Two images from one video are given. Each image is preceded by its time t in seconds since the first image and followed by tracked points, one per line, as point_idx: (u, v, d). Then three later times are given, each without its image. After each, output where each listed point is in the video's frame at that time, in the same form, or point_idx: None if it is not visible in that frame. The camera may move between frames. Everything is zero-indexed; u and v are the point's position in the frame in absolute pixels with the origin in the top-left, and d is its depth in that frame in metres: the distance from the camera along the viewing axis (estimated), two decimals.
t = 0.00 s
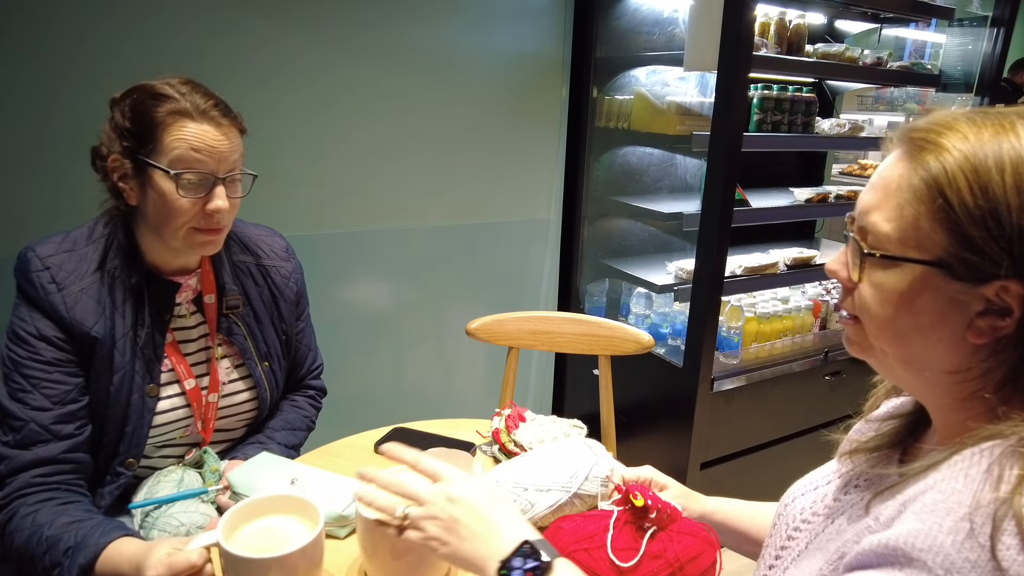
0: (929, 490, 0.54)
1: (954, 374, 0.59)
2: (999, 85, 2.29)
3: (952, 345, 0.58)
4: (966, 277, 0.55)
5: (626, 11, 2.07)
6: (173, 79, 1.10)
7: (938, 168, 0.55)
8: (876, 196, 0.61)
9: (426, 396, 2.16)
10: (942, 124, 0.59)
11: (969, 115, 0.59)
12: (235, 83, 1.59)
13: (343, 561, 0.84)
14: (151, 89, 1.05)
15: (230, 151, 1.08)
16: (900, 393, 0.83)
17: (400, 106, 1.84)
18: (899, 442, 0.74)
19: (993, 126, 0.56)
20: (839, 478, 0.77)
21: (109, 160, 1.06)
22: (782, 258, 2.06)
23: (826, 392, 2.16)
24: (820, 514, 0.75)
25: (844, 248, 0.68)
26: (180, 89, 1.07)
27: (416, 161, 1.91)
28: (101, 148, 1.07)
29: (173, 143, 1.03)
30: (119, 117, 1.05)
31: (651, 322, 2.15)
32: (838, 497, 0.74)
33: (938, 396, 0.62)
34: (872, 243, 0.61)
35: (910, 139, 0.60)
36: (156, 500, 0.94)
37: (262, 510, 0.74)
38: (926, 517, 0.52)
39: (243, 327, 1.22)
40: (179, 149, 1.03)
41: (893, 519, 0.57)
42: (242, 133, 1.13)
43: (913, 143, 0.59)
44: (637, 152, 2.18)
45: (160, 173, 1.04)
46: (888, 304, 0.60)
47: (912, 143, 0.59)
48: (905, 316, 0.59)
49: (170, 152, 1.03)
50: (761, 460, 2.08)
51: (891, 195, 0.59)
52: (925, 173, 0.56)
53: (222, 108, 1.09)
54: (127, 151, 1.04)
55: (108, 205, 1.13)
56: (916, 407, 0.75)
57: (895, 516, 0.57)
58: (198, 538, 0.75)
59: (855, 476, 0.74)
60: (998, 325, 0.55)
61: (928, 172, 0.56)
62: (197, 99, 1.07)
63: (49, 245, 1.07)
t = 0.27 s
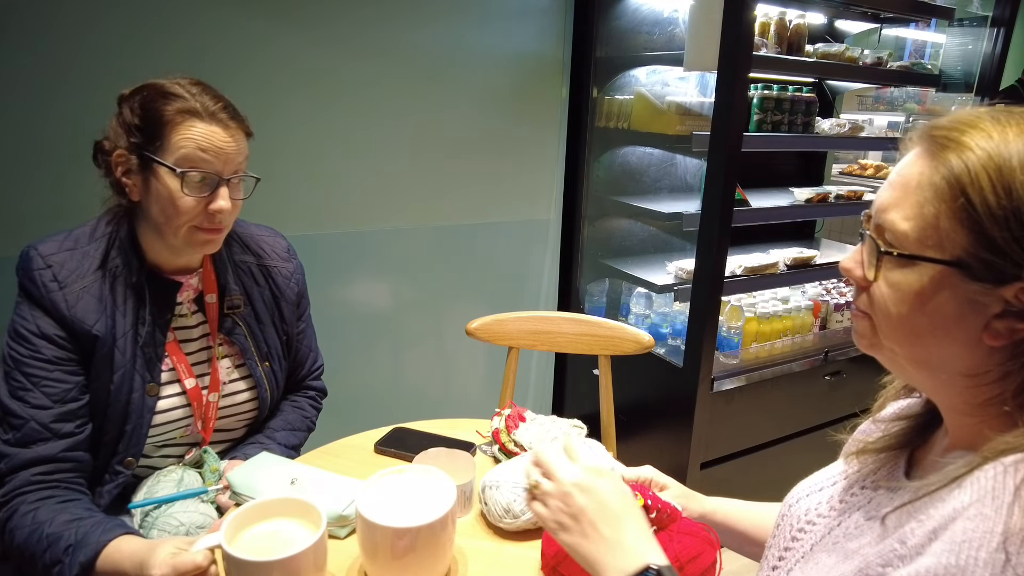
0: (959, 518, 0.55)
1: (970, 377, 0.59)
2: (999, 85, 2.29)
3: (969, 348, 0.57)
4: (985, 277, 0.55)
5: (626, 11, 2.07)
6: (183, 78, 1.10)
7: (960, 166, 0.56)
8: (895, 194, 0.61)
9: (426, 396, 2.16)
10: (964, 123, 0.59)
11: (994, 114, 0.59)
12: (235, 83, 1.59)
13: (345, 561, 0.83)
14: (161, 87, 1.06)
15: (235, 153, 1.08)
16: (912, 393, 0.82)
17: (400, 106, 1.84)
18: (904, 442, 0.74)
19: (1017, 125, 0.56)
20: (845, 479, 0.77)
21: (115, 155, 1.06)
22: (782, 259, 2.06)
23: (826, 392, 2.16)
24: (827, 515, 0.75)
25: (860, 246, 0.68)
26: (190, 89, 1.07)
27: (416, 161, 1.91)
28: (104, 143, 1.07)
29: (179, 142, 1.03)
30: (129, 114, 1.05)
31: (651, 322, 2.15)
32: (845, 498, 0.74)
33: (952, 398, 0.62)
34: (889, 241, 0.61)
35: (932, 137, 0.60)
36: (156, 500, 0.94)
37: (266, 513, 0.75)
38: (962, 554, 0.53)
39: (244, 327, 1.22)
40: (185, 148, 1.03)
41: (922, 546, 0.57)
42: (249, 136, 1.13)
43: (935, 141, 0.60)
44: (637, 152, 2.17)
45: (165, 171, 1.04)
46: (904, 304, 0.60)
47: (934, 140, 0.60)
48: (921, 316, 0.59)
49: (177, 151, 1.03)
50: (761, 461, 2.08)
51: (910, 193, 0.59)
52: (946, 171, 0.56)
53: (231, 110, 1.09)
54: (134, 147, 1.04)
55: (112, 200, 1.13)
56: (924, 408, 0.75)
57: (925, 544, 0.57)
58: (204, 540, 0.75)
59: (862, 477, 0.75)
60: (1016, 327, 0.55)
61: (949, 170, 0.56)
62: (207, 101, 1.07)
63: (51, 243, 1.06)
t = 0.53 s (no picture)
0: (972, 534, 0.55)
1: (980, 382, 0.59)
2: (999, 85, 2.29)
3: (977, 352, 0.57)
4: (991, 282, 0.55)
5: (626, 11, 2.07)
6: (186, 76, 1.11)
7: (961, 170, 0.56)
8: (895, 200, 0.61)
9: (426, 396, 2.16)
10: (963, 125, 0.59)
11: (992, 116, 0.59)
12: (235, 83, 1.59)
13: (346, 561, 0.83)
14: (164, 83, 1.07)
15: (236, 149, 1.09)
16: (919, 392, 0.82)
17: (400, 106, 1.84)
18: (910, 444, 0.74)
19: (1016, 127, 0.56)
20: (850, 480, 0.77)
21: (117, 150, 1.06)
22: (782, 259, 2.06)
23: (826, 392, 2.16)
24: (832, 517, 0.75)
25: (863, 253, 0.68)
26: (194, 86, 1.08)
27: (416, 161, 1.91)
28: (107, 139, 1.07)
29: (181, 137, 1.04)
30: (132, 109, 1.06)
31: (651, 322, 2.15)
32: (849, 499, 0.74)
33: (960, 401, 0.62)
34: (891, 249, 0.61)
35: (930, 141, 0.60)
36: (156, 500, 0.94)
37: (268, 513, 0.75)
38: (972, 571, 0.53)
39: (242, 324, 1.22)
40: (188, 144, 1.04)
41: (932, 557, 0.57)
42: (248, 132, 1.14)
43: (933, 146, 0.60)
44: (637, 152, 2.18)
45: (167, 166, 1.05)
46: (911, 310, 0.60)
47: (931, 146, 0.60)
48: (927, 321, 0.59)
49: (179, 146, 1.04)
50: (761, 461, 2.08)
51: (911, 199, 0.60)
52: (947, 177, 0.57)
53: (232, 107, 1.10)
54: (138, 142, 1.05)
55: (113, 197, 1.14)
56: (930, 411, 0.75)
57: (934, 556, 0.57)
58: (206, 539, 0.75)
59: (866, 479, 0.75)
60: None
61: (950, 175, 0.56)
62: (209, 97, 1.08)
63: (52, 238, 1.07)
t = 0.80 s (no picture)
0: (971, 536, 0.55)
1: (981, 383, 0.59)
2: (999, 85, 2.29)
3: (977, 354, 0.57)
4: (990, 283, 0.55)
5: (626, 11, 2.07)
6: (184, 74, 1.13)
7: (958, 171, 0.56)
8: (895, 203, 0.61)
9: (426, 396, 2.16)
10: (961, 126, 0.59)
11: (988, 116, 0.59)
12: (235, 83, 1.59)
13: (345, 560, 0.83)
14: (161, 81, 1.08)
15: (231, 144, 1.10)
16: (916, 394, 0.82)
17: (400, 106, 1.84)
18: (910, 445, 0.74)
19: (1016, 126, 0.55)
20: (851, 480, 0.77)
21: (116, 145, 1.08)
22: (782, 258, 2.06)
23: (826, 393, 2.15)
24: (832, 517, 0.75)
25: (863, 255, 0.68)
26: (190, 83, 1.10)
27: (416, 162, 1.91)
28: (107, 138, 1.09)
29: (177, 131, 1.05)
30: (130, 106, 1.07)
31: (651, 322, 2.15)
32: (849, 499, 0.74)
33: (961, 403, 0.62)
34: (891, 251, 0.61)
35: (928, 143, 0.60)
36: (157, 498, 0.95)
37: (267, 513, 0.75)
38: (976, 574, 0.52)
39: (238, 320, 1.22)
40: (184, 138, 1.05)
41: (930, 558, 0.57)
42: (244, 128, 1.16)
43: (931, 148, 0.60)
44: (637, 152, 2.18)
45: (163, 159, 1.05)
46: (912, 312, 0.60)
47: (929, 148, 0.60)
48: (927, 323, 0.59)
49: (175, 140, 1.05)
50: (761, 461, 2.08)
51: (910, 201, 0.60)
52: (945, 179, 0.57)
53: (226, 102, 1.12)
54: (135, 136, 1.06)
55: (112, 192, 1.15)
56: (932, 411, 0.75)
57: (932, 557, 0.57)
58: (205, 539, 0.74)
59: (867, 479, 0.75)
60: None
61: (947, 176, 0.56)
62: (204, 93, 1.10)
63: (52, 229, 1.08)
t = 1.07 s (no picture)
0: (970, 541, 0.55)
1: (977, 383, 0.59)
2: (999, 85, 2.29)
3: (973, 354, 0.58)
4: (988, 283, 0.55)
5: (626, 11, 2.07)
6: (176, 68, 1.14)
7: (958, 171, 0.56)
8: (894, 201, 0.61)
9: (426, 396, 2.16)
10: (962, 125, 0.59)
11: (990, 115, 0.59)
12: (236, 83, 1.59)
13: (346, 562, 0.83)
14: (153, 74, 1.09)
15: (225, 131, 1.11)
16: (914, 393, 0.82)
17: (400, 106, 1.84)
18: (909, 445, 0.74)
19: (1016, 127, 0.56)
20: (850, 481, 0.77)
21: (113, 138, 1.09)
22: (782, 258, 2.06)
23: (826, 393, 2.15)
24: (830, 518, 0.75)
25: (861, 253, 0.68)
26: (182, 74, 1.11)
27: (416, 161, 1.91)
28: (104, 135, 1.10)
29: (171, 120, 1.06)
30: (125, 100, 1.08)
31: (651, 322, 2.15)
32: (847, 500, 0.74)
33: (958, 403, 0.62)
34: (889, 250, 0.61)
35: (928, 142, 0.60)
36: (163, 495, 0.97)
37: (267, 513, 0.75)
38: None
39: (238, 310, 1.22)
40: (180, 128, 1.06)
41: (928, 563, 0.57)
42: (236, 118, 1.17)
43: (932, 147, 0.60)
44: (637, 152, 2.18)
45: (159, 149, 1.07)
46: (908, 311, 0.60)
47: (930, 146, 0.60)
48: (924, 322, 0.59)
49: (170, 130, 1.06)
50: (761, 461, 2.08)
51: (910, 200, 0.59)
52: (944, 177, 0.57)
53: (218, 91, 1.13)
54: (131, 129, 1.07)
55: (110, 186, 1.15)
56: (929, 412, 0.75)
57: (931, 562, 0.57)
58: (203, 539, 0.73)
59: (865, 480, 0.75)
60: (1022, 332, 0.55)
61: (947, 175, 0.57)
62: (196, 83, 1.10)
63: (60, 220, 1.08)
